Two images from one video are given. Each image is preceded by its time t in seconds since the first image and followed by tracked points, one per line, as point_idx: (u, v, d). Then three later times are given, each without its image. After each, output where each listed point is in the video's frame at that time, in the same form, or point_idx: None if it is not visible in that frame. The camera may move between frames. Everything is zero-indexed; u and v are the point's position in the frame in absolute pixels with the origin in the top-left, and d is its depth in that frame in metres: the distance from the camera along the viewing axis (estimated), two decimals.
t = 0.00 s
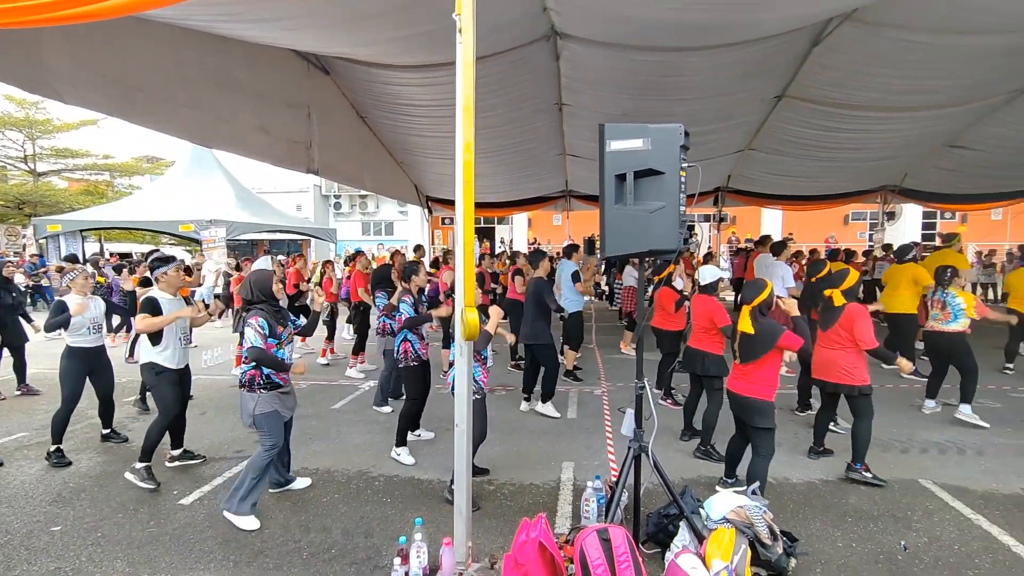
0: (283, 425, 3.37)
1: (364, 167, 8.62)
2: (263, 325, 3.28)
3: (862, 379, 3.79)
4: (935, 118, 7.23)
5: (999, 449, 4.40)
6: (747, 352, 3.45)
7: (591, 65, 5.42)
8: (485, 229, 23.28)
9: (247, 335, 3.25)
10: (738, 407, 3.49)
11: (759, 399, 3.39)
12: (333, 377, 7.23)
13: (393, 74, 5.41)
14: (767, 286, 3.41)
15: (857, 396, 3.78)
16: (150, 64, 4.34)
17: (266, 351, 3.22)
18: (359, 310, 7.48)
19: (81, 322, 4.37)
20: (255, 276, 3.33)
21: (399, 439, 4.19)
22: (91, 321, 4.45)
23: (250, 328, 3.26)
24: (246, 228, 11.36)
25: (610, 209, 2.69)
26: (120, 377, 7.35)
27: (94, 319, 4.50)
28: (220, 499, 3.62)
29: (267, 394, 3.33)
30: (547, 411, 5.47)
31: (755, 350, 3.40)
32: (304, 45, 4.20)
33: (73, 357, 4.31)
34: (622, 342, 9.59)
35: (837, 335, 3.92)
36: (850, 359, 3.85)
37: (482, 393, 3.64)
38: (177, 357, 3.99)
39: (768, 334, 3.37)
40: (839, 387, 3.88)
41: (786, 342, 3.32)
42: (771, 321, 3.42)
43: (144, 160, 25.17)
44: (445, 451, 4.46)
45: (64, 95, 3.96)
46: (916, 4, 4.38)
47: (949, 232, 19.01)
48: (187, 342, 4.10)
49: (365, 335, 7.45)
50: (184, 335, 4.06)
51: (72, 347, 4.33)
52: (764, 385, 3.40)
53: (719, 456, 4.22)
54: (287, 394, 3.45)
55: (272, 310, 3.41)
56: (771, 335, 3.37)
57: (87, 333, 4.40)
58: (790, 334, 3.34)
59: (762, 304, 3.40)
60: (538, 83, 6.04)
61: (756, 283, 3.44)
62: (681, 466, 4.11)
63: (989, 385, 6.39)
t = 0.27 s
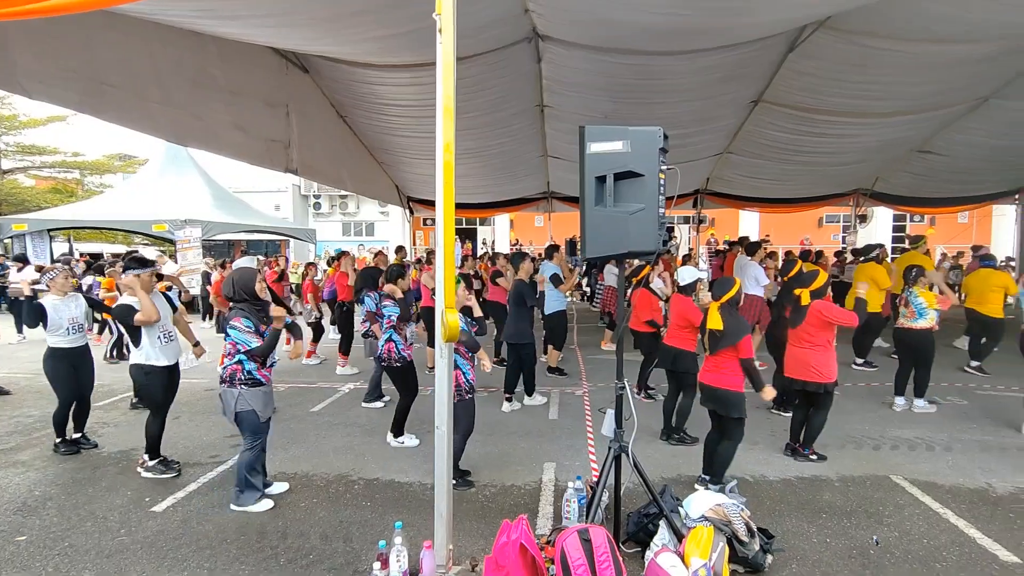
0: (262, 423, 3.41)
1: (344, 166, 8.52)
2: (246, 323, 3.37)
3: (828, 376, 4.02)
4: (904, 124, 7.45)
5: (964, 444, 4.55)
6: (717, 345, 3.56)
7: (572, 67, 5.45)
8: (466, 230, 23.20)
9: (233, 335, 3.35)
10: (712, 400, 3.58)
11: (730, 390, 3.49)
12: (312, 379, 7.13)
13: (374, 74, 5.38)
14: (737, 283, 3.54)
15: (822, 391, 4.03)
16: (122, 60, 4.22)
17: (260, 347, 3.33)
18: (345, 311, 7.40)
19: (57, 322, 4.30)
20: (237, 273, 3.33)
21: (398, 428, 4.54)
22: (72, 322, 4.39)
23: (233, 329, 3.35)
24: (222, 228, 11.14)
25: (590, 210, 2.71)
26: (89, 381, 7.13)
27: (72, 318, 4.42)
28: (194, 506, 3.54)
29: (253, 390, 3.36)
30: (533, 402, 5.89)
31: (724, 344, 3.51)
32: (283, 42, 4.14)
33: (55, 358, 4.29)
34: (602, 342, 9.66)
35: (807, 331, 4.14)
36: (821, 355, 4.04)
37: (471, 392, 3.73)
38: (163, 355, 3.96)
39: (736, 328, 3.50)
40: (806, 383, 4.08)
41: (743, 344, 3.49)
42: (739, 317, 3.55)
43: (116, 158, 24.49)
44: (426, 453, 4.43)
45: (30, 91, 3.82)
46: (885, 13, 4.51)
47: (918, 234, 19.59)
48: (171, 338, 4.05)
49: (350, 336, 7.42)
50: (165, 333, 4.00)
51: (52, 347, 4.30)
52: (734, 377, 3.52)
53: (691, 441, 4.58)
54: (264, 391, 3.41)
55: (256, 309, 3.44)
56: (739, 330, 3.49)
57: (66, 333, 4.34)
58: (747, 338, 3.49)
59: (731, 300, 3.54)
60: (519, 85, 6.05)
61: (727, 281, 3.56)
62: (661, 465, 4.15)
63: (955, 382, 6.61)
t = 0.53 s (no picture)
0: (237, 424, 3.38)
1: (319, 165, 8.38)
2: (234, 318, 3.35)
3: (794, 371, 4.16)
4: (869, 130, 7.70)
5: (925, 439, 4.72)
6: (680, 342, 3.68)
7: (549, 69, 5.47)
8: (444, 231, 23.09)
9: (219, 331, 3.31)
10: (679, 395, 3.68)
11: (698, 382, 3.60)
12: (285, 382, 7.00)
13: (349, 72, 5.32)
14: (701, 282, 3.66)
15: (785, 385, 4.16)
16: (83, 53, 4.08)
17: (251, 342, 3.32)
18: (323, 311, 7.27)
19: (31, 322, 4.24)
20: (220, 272, 3.35)
21: (372, 433, 4.46)
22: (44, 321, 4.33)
23: (220, 325, 3.32)
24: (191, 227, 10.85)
25: (565, 212, 2.72)
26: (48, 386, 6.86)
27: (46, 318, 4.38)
28: (160, 514, 3.43)
29: (227, 388, 3.35)
30: (512, 403, 5.86)
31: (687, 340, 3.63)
32: (253, 38, 4.05)
33: (25, 360, 4.20)
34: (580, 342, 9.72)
35: (773, 329, 4.30)
36: (788, 351, 4.17)
37: (442, 392, 3.79)
38: (130, 358, 3.85)
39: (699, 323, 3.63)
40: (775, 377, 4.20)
41: (718, 332, 3.61)
42: (705, 313, 3.66)
43: (79, 155, 23.66)
44: (401, 455, 4.39)
45: None
46: (851, 22, 4.66)
47: (882, 237, 20.27)
48: (142, 341, 3.98)
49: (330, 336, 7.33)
50: (139, 334, 3.94)
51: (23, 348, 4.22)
52: (701, 371, 3.62)
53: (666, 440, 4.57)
54: (244, 392, 3.46)
55: (239, 307, 3.45)
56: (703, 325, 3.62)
57: (38, 333, 4.28)
58: (722, 326, 3.63)
59: (696, 299, 3.65)
60: (496, 86, 6.05)
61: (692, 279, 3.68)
62: (636, 463, 4.19)
63: (917, 379, 6.85)
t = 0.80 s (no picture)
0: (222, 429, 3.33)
1: (296, 164, 8.25)
2: (229, 314, 3.38)
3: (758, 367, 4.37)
4: (840, 134, 7.90)
5: (893, 435, 4.85)
6: (647, 338, 3.78)
7: (529, 70, 5.48)
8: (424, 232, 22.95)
9: (213, 327, 3.31)
10: (647, 390, 3.76)
11: (663, 378, 3.66)
12: (261, 384, 6.86)
13: (327, 70, 5.26)
14: (665, 286, 3.79)
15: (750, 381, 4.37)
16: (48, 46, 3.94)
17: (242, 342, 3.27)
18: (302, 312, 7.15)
19: (23, 321, 4.29)
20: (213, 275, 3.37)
21: (354, 432, 4.44)
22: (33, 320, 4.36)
23: (215, 322, 3.32)
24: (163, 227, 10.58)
25: (543, 213, 2.71)
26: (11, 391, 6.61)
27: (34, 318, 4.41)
28: (129, 522, 3.32)
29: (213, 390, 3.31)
30: (490, 404, 5.85)
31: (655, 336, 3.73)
32: (228, 34, 3.96)
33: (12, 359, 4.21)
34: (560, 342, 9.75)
35: (741, 330, 4.46)
36: (752, 349, 4.39)
37: (430, 387, 3.85)
38: (115, 357, 3.82)
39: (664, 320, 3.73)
40: (742, 373, 4.42)
41: (680, 327, 3.66)
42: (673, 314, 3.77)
43: (46, 151, 22.91)
44: (379, 458, 4.34)
45: None
46: (823, 29, 4.77)
47: (853, 239, 20.79)
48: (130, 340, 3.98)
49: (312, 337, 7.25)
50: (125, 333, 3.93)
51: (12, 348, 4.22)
52: (668, 367, 3.69)
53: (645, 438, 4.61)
54: (233, 393, 3.43)
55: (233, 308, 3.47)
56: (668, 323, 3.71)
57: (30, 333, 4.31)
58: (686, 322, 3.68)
59: (662, 302, 3.77)
60: (477, 86, 6.03)
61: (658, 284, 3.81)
62: (616, 463, 4.22)
63: (886, 377, 7.05)
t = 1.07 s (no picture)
0: (219, 420, 3.43)
1: (273, 162, 8.11)
2: (209, 315, 3.38)
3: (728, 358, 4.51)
4: (813, 138, 8.09)
5: (863, 431, 4.99)
6: (622, 331, 3.94)
7: (510, 71, 5.48)
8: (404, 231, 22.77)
9: (191, 326, 3.32)
10: (622, 382, 3.90)
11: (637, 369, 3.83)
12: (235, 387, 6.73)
13: (304, 67, 5.19)
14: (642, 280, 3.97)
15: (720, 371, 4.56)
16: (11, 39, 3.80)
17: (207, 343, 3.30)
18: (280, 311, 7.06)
19: None
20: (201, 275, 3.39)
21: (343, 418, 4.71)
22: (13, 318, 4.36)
23: (194, 320, 3.33)
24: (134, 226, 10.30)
25: (523, 214, 2.71)
26: None
27: (10, 317, 4.35)
28: (97, 531, 3.22)
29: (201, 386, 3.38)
30: (447, 394, 6.12)
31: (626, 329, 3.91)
32: (201, 29, 3.87)
33: None
34: (541, 342, 9.77)
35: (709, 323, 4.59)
36: (719, 342, 4.50)
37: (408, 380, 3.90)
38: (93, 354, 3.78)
39: (637, 313, 3.89)
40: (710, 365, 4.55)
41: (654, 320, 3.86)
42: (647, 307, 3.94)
43: (9, 146, 22.12)
44: (357, 461, 4.29)
45: None
46: (797, 35, 4.88)
47: (826, 241, 21.28)
48: (105, 339, 3.88)
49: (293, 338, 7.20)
50: (101, 331, 3.84)
51: None
52: (638, 359, 3.85)
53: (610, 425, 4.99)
54: (222, 391, 3.49)
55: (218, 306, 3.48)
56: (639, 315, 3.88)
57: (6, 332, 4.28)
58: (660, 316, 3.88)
59: (638, 294, 3.93)
60: (457, 86, 6.00)
61: (634, 278, 3.99)
62: (595, 462, 4.25)
63: (856, 374, 7.24)
